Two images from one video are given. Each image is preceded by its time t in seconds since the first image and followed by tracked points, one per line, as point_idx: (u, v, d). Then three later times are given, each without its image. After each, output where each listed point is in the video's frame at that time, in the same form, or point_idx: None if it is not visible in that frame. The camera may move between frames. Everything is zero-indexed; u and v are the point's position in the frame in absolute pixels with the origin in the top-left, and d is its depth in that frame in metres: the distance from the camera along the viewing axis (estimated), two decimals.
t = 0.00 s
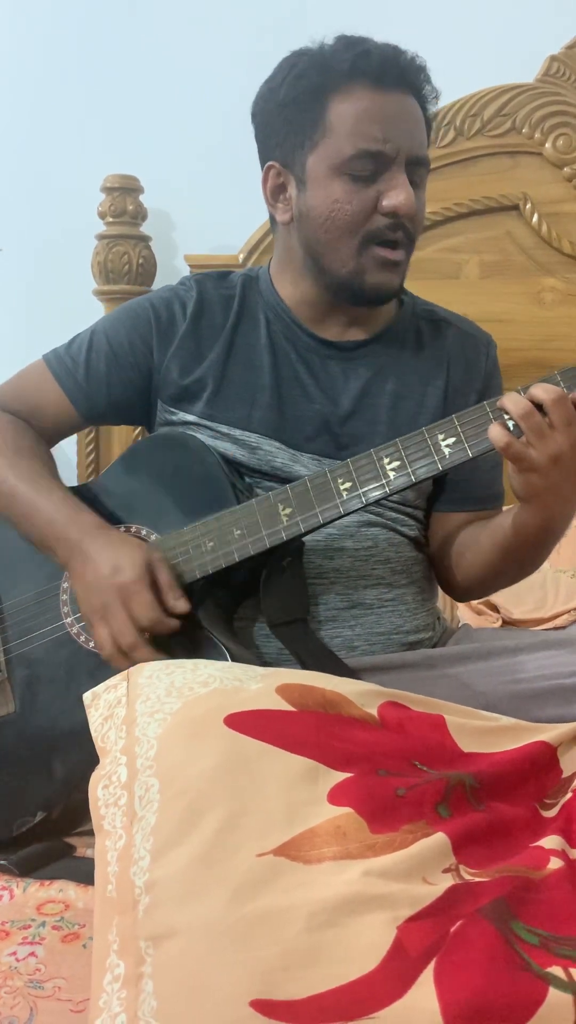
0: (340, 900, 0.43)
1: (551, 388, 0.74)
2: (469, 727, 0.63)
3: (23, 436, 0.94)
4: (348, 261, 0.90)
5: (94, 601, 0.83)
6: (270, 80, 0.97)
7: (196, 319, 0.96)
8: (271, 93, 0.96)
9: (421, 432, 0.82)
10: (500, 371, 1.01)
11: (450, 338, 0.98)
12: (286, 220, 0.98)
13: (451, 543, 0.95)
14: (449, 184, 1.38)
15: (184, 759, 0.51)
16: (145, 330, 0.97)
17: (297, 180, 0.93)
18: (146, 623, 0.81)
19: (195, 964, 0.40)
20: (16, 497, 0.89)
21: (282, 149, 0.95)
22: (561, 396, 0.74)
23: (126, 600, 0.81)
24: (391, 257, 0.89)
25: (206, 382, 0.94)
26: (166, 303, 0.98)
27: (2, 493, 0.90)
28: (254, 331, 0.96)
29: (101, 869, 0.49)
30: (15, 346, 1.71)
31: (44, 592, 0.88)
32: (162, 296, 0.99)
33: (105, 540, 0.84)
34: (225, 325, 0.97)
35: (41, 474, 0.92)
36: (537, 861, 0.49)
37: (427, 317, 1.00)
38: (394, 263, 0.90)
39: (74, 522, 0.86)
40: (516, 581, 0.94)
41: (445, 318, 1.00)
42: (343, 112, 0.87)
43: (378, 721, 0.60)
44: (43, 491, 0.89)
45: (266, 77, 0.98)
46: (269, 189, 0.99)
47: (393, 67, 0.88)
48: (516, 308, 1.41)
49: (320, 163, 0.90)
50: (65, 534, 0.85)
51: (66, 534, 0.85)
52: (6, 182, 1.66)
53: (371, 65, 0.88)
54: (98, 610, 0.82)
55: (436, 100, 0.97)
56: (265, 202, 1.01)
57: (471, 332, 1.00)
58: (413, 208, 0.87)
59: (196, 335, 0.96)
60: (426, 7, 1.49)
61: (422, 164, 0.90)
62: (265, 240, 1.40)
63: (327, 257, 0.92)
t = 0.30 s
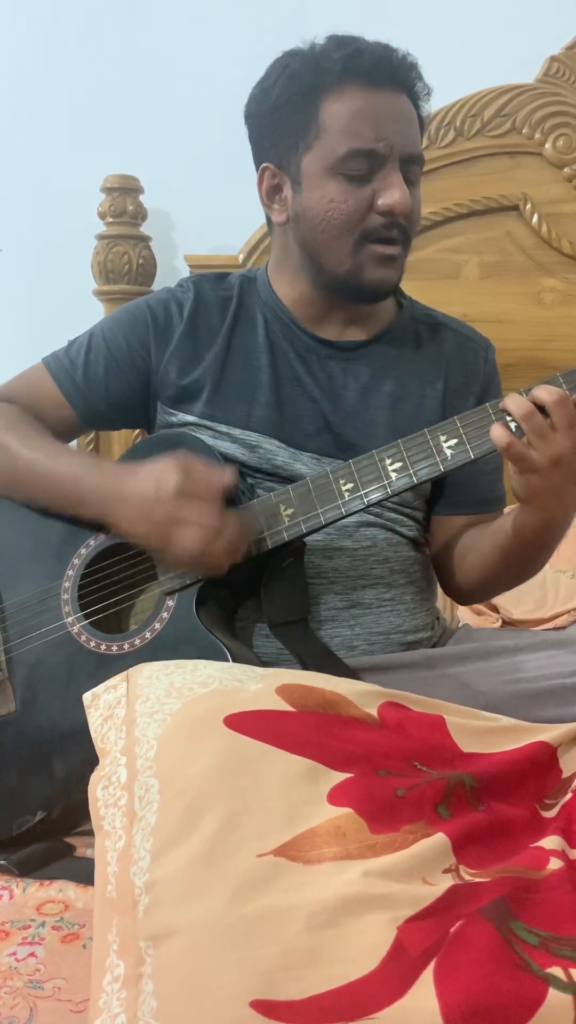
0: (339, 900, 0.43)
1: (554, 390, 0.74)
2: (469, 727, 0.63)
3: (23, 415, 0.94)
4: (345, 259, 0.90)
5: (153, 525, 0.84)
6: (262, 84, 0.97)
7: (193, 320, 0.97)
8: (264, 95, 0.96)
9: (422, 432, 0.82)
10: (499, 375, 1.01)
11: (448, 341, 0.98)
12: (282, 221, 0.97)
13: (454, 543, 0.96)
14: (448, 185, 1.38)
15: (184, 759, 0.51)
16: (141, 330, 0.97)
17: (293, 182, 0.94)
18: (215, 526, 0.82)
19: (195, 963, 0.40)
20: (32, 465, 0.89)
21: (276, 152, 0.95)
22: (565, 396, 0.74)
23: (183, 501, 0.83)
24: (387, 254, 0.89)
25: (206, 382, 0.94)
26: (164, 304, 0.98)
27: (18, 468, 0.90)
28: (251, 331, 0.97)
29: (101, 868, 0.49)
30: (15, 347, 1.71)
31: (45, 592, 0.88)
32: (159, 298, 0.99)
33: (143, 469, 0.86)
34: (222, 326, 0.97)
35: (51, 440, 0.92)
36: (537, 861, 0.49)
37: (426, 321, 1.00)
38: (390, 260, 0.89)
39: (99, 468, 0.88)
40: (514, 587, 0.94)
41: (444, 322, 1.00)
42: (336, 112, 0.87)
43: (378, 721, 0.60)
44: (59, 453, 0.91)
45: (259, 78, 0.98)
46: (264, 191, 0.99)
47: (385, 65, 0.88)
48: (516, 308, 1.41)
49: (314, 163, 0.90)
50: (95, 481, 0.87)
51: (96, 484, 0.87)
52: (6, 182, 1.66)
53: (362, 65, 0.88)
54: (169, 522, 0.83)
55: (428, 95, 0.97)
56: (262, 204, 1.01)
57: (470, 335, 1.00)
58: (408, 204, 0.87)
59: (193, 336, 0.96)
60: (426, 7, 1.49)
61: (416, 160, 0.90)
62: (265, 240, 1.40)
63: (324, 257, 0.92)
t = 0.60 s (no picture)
0: (340, 899, 0.43)
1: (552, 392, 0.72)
2: (470, 726, 0.63)
3: (27, 415, 0.94)
4: (345, 267, 0.90)
5: (165, 516, 0.84)
6: (258, 86, 0.97)
7: (195, 320, 0.97)
8: (261, 100, 0.96)
9: (423, 432, 0.81)
10: (498, 379, 1.01)
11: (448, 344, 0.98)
12: (281, 228, 0.98)
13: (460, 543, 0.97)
14: (448, 185, 1.39)
15: (185, 758, 0.51)
16: (143, 331, 0.97)
17: (291, 191, 0.94)
18: (221, 518, 0.81)
19: (195, 962, 0.40)
20: (38, 461, 0.89)
21: (274, 160, 0.95)
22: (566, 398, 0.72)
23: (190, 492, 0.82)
24: (387, 261, 0.89)
25: (207, 384, 0.94)
26: (165, 304, 0.98)
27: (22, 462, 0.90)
28: (253, 332, 0.97)
29: (101, 868, 0.49)
30: (15, 347, 1.72)
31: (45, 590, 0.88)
32: (160, 298, 0.99)
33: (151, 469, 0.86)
34: (223, 326, 0.97)
35: (56, 436, 0.93)
36: (538, 861, 0.49)
37: (426, 323, 1.00)
38: (390, 266, 0.90)
39: (105, 459, 0.88)
40: (521, 583, 0.95)
41: (443, 325, 1.00)
42: (332, 120, 0.87)
43: (379, 720, 0.60)
44: (62, 446, 0.91)
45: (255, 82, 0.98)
46: (263, 197, 0.99)
47: (382, 67, 0.88)
48: (517, 308, 1.41)
49: (313, 172, 0.90)
50: (103, 474, 0.87)
51: (104, 474, 0.87)
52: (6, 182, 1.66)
53: (358, 70, 0.87)
54: (173, 517, 0.84)
55: (427, 96, 0.97)
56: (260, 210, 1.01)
57: (469, 339, 1.00)
58: (406, 212, 0.87)
59: (195, 336, 0.96)
60: (426, 7, 1.48)
61: (415, 165, 0.90)
62: (266, 240, 1.40)
63: (324, 265, 0.92)
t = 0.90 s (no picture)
0: (339, 900, 0.43)
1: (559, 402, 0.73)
2: (469, 727, 0.63)
3: (26, 426, 0.93)
4: (343, 273, 0.91)
5: (129, 577, 0.81)
6: (249, 89, 0.96)
7: (194, 320, 0.97)
8: (251, 106, 0.96)
9: (421, 432, 0.82)
10: (501, 382, 1.01)
11: (450, 346, 0.98)
12: (276, 235, 0.98)
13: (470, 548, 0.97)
14: (448, 185, 1.39)
15: (184, 760, 0.51)
16: (143, 330, 0.97)
17: (285, 197, 0.94)
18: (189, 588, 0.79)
19: (194, 963, 0.40)
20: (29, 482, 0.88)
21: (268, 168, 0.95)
22: None
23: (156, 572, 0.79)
24: (385, 265, 0.89)
25: (207, 384, 0.94)
26: (164, 303, 0.98)
27: (9, 479, 0.90)
28: (253, 333, 0.97)
29: (100, 869, 0.50)
30: (14, 347, 1.72)
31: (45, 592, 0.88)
32: (159, 297, 0.99)
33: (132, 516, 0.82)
34: (223, 327, 0.97)
35: (51, 458, 0.91)
36: (537, 861, 0.50)
37: (427, 326, 1.00)
38: (389, 269, 0.90)
39: (91, 497, 0.85)
40: (537, 580, 0.95)
41: (446, 327, 1.00)
42: (324, 126, 0.87)
43: (378, 721, 0.60)
44: (54, 472, 0.89)
45: (247, 83, 0.97)
46: (257, 204, 0.99)
47: (373, 67, 0.87)
48: (517, 308, 1.41)
49: (306, 179, 0.90)
50: (84, 511, 0.84)
51: (87, 511, 0.84)
52: (6, 182, 1.66)
53: (347, 74, 0.87)
54: (135, 579, 0.80)
55: (421, 89, 0.96)
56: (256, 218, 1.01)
57: (471, 342, 1.00)
58: (402, 215, 0.86)
59: (194, 336, 0.96)
60: (426, 7, 1.48)
61: (410, 167, 0.89)
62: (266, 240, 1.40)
63: (321, 272, 0.92)
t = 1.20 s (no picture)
0: (338, 901, 0.43)
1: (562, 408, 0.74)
2: (467, 727, 0.63)
3: (24, 423, 0.94)
4: (336, 287, 0.91)
5: (141, 566, 0.82)
6: (244, 94, 0.95)
7: (193, 319, 0.96)
8: (245, 114, 0.95)
9: (427, 439, 0.82)
10: (507, 364, 0.99)
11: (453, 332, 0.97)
12: (271, 244, 0.98)
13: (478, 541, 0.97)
14: (448, 186, 1.39)
15: (183, 762, 0.51)
16: (142, 329, 0.97)
17: (279, 208, 0.94)
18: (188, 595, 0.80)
19: (193, 965, 0.40)
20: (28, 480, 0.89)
21: (262, 179, 0.95)
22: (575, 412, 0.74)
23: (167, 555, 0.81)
24: (378, 280, 0.89)
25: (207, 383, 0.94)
26: (163, 302, 0.98)
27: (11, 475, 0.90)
28: (253, 332, 0.96)
29: (100, 871, 0.50)
30: (15, 347, 1.72)
31: (44, 594, 0.88)
32: (158, 295, 0.99)
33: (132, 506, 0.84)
34: (222, 326, 0.97)
35: (47, 453, 0.92)
36: (536, 861, 0.50)
37: (429, 313, 0.98)
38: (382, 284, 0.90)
39: (89, 493, 0.86)
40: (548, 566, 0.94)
41: (450, 313, 0.98)
42: (316, 141, 0.86)
43: (376, 722, 0.60)
44: (51, 466, 0.90)
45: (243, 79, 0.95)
46: (251, 211, 0.99)
47: (366, 77, 0.86)
48: (517, 309, 1.41)
49: (299, 193, 0.90)
50: (84, 505, 0.86)
51: (86, 505, 0.86)
52: (6, 183, 1.66)
53: (342, 88, 0.86)
54: (145, 568, 0.81)
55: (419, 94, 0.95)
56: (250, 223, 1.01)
57: (476, 326, 0.98)
58: (396, 231, 0.86)
59: (193, 334, 0.96)
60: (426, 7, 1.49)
61: (406, 176, 0.88)
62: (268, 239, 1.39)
63: (315, 285, 0.92)
